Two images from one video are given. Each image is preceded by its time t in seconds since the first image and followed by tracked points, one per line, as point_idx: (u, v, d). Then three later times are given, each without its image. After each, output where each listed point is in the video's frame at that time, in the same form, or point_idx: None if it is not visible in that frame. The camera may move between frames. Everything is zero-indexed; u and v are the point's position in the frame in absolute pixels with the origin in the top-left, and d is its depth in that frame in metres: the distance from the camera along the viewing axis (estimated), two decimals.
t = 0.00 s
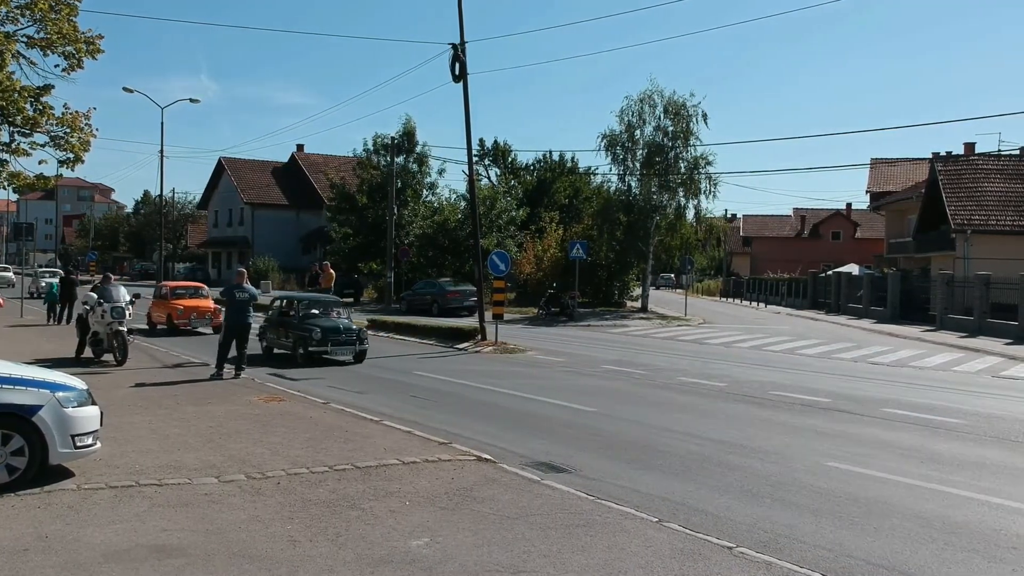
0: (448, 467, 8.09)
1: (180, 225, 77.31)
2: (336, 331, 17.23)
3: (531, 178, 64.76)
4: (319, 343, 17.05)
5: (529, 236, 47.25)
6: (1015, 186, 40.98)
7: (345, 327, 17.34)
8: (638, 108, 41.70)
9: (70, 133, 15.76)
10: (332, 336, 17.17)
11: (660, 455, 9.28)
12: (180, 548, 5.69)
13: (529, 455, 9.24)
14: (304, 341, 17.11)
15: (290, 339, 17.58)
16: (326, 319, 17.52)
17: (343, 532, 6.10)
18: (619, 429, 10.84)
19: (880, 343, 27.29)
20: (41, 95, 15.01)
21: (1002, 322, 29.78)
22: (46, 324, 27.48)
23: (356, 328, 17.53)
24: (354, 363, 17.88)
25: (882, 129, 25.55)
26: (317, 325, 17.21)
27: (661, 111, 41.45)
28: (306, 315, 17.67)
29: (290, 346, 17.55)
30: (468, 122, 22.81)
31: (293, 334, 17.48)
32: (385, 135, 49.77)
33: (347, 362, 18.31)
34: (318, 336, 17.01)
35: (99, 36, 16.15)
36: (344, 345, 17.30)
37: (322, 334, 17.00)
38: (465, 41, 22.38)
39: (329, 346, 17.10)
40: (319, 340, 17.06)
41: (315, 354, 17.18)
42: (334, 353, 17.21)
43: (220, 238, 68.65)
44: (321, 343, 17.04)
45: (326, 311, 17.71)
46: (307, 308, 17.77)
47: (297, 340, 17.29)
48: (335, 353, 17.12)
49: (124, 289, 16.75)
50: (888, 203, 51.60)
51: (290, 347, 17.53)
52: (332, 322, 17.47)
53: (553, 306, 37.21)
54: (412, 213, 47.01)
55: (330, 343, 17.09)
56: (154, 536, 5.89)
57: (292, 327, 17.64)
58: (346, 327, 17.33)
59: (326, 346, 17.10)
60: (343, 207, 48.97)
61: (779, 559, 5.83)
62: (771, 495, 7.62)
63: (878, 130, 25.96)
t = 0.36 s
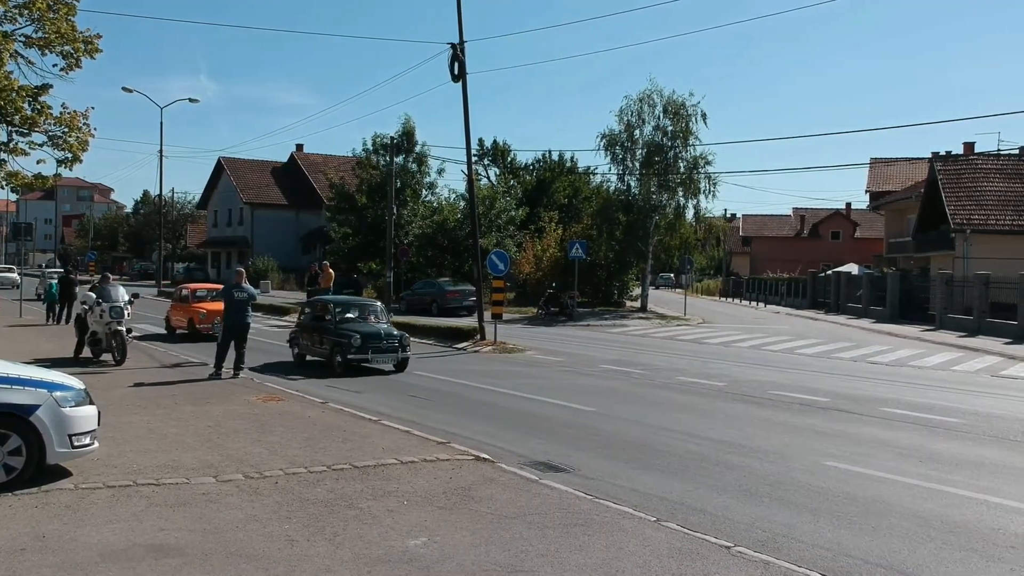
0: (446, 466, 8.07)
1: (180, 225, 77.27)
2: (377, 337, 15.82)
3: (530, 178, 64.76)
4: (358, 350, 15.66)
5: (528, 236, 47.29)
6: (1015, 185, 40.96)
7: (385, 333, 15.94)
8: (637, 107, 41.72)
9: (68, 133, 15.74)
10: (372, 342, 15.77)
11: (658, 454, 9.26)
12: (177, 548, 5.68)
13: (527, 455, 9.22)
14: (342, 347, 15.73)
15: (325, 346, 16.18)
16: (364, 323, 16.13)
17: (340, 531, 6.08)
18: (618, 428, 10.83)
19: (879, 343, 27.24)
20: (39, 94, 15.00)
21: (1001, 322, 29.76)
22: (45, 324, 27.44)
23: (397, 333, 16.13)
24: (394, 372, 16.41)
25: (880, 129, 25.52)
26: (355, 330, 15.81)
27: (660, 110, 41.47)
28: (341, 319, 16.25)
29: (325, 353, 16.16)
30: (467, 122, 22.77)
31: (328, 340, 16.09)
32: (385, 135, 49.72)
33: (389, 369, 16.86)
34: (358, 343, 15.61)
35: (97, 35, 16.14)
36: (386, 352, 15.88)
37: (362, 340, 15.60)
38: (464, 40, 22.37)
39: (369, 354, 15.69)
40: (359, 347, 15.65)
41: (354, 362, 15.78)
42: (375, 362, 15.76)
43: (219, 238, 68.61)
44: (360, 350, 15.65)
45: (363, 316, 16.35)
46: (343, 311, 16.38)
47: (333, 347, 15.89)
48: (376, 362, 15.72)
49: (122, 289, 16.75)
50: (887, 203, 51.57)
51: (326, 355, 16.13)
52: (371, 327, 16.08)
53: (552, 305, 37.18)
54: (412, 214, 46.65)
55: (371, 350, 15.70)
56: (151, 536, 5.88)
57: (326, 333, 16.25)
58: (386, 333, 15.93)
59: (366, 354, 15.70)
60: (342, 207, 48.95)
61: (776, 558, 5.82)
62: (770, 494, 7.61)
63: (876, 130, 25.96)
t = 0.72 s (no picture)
0: (445, 467, 8.07)
1: (179, 225, 77.28)
2: (426, 345, 14.19)
3: (530, 178, 64.75)
4: (406, 360, 14.05)
5: (528, 236, 47.27)
6: (1015, 184, 41.00)
7: (434, 340, 14.30)
8: (637, 107, 41.70)
9: (67, 133, 15.73)
10: (421, 351, 14.14)
11: (657, 454, 9.25)
12: (177, 548, 5.68)
13: (527, 455, 9.22)
14: (388, 357, 14.14)
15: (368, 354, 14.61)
16: (411, 330, 14.52)
17: (340, 532, 6.09)
18: (618, 428, 10.83)
19: (879, 343, 27.23)
20: (38, 94, 14.98)
21: (1000, 322, 29.74)
22: (45, 324, 27.42)
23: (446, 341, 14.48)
24: (445, 383, 14.76)
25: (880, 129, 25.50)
26: (402, 337, 14.21)
27: (659, 110, 41.46)
28: (385, 326, 14.66)
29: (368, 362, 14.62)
30: (466, 121, 22.75)
31: (371, 348, 14.53)
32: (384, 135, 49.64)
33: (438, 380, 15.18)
34: (405, 352, 14.00)
35: (96, 35, 16.12)
36: (435, 362, 14.25)
37: (410, 348, 13.99)
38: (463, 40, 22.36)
39: (417, 364, 14.06)
40: (407, 357, 14.05)
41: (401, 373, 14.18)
42: (424, 374, 14.13)
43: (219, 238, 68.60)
44: (408, 360, 14.03)
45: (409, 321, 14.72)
46: (386, 316, 14.77)
47: (378, 355, 14.30)
48: (425, 373, 14.10)
49: (121, 288, 16.73)
50: (886, 203, 51.58)
51: (369, 364, 14.57)
52: (419, 334, 14.45)
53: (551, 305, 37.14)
54: (411, 214, 47.01)
55: (419, 360, 14.07)
56: (150, 537, 5.88)
57: (370, 340, 14.68)
58: (436, 340, 14.30)
59: (414, 364, 14.08)
60: (342, 207, 48.96)
61: (776, 558, 5.82)
62: (771, 494, 7.61)
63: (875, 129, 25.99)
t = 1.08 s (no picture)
0: (446, 467, 8.09)
1: (179, 225, 77.34)
2: (480, 354, 13.01)
3: (530, 178, 64.78)
4: (460, 371, 12.87)
5: (527, 236, 47.27)
6: (1014, 184, 41.01)
7: (489, 349, 13.14)
8: (637, 107, 41.72)
9: (67, 134, 15.74)
10: (475, 361, 12.97)
11: (658, 455, 9.27)
12: (179, 549, 5.70)
13: (527, 455, 9.25)
14: (440, 368, 12.97)
15: (416, 365, 13.48)
16: (462, 337, 13.38)
17: (342, 533, 6.11)
18: (618, 429, 10.85)
19: (878, 343, 27.28)
20: (39, 95, 14.98)
21: (1000, 322, 29.76)
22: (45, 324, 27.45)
23: (501, 349, 13.32)
24: (499, 395, 13.55)
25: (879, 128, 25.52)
26: (454, 346, 13.05)
27: (659, 110, 41.49)
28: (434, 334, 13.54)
29: (417, 374, 13.47)
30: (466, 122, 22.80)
31: (420, 358, 13.39)
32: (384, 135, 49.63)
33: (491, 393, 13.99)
34: (459, 362, 12.81)
35: (97, 35, 16.13)
36: (490, 373, 13.06)
37: (464, 358, 12.82)
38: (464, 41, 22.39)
39: (472, 375, 12.89)
40: (460, 367, 12.87)
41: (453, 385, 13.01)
42: (479, 387, 12.95)
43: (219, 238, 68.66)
44: (462, 371, 12.85)
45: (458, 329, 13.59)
46: (434, 323, 13.65)
47: (428, 366, 13.17)
48: (480, 385, 12.92)
49: (122, 289, 16.75)
50: (885, 203, 51.65)
51: (419, 375, 13.44)
52: (472, 342, 13.31)
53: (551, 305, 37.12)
54: (411, 214, 47.20)
55: (474, 371, 12.89)
56: (152, 538, 5.89)
57: (418, 349, 13.54)
58: (490, 348, 13.12)
59: (469, 375, 12.90)
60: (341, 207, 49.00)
61: (778, 559, 5.83)
62: (772, 495, 7.62)
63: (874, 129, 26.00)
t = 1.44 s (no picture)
0: (446, 467, 8.10)
1: (179, 225, 77.38)
2: (552, 366, 11.58)
3: (529, 178, 64.77)
4: (530, 386, 11.45)
5: (527, 236, 47.23)
6: (1014, 185, 41.00)
7: (559, 361, 11.70)
8: (637, 107, 41.72)
9: (67, 134, 15.73)
10: (546, 374, 11.53)
11: (658, 455, 9.28)
12: (179, 550, 5.69)
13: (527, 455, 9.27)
14: (508, 382, 11.57)
15: (479, 378, 12.12)
16: (529, 348, 11.98)
17: (342, 533, 6.11)
18: (617, 429, 10.87)
19: (878, 343, 27.31)
20: (39, 95, 14.97)
21: (1000, 322, 29.76)
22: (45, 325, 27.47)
23: (573, 360, 11.85)
24: (571, 412, 12.07)
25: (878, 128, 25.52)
26: (523, 359, 11.64)
27: (659, 110, 41.46)
28: (498, 343, 12.17)
29: (480, 388, 12.12)
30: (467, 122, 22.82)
31: (483, 370, 12.04)
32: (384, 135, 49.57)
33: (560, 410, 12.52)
34: (529, 376, 11.39)
35: (96, 36, 16.13)
36: (563, 388, 11.63)
37: (534, 372, 11.39)
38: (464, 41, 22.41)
39: (543, 391, 11.45)
40: (530, 382, 11.44)
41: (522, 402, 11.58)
42: (550, 404, 11.51)
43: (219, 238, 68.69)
44: (532, 386, 11.43)
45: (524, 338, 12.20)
46: (497, 331, 12.28)
47: (494, 380, 11.80)
48: (553, 402, 11.48)
49: (121, 289, 16.75)
50: (885, 204, 51.72)
51: (482, 389, 12.09)
52: (539, 353, 11.87)
53: (551, 305, 37.07)
54: (410, 214, 47.29)
55: (546, 386, 11.45)
56: (152, 538, 5.88)
57: (481, 360, 12.19)
58: (562, 360, 11.69)
59: (539, 391, 11.47)
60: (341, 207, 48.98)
61: (778, 560, 5.83)
62: (772, 495, 7.62)
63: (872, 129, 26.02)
